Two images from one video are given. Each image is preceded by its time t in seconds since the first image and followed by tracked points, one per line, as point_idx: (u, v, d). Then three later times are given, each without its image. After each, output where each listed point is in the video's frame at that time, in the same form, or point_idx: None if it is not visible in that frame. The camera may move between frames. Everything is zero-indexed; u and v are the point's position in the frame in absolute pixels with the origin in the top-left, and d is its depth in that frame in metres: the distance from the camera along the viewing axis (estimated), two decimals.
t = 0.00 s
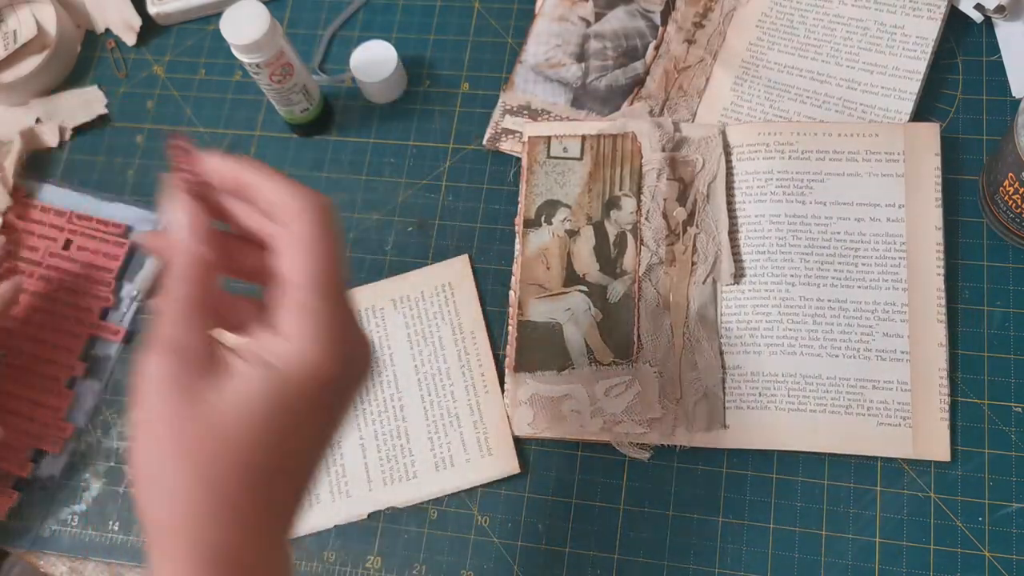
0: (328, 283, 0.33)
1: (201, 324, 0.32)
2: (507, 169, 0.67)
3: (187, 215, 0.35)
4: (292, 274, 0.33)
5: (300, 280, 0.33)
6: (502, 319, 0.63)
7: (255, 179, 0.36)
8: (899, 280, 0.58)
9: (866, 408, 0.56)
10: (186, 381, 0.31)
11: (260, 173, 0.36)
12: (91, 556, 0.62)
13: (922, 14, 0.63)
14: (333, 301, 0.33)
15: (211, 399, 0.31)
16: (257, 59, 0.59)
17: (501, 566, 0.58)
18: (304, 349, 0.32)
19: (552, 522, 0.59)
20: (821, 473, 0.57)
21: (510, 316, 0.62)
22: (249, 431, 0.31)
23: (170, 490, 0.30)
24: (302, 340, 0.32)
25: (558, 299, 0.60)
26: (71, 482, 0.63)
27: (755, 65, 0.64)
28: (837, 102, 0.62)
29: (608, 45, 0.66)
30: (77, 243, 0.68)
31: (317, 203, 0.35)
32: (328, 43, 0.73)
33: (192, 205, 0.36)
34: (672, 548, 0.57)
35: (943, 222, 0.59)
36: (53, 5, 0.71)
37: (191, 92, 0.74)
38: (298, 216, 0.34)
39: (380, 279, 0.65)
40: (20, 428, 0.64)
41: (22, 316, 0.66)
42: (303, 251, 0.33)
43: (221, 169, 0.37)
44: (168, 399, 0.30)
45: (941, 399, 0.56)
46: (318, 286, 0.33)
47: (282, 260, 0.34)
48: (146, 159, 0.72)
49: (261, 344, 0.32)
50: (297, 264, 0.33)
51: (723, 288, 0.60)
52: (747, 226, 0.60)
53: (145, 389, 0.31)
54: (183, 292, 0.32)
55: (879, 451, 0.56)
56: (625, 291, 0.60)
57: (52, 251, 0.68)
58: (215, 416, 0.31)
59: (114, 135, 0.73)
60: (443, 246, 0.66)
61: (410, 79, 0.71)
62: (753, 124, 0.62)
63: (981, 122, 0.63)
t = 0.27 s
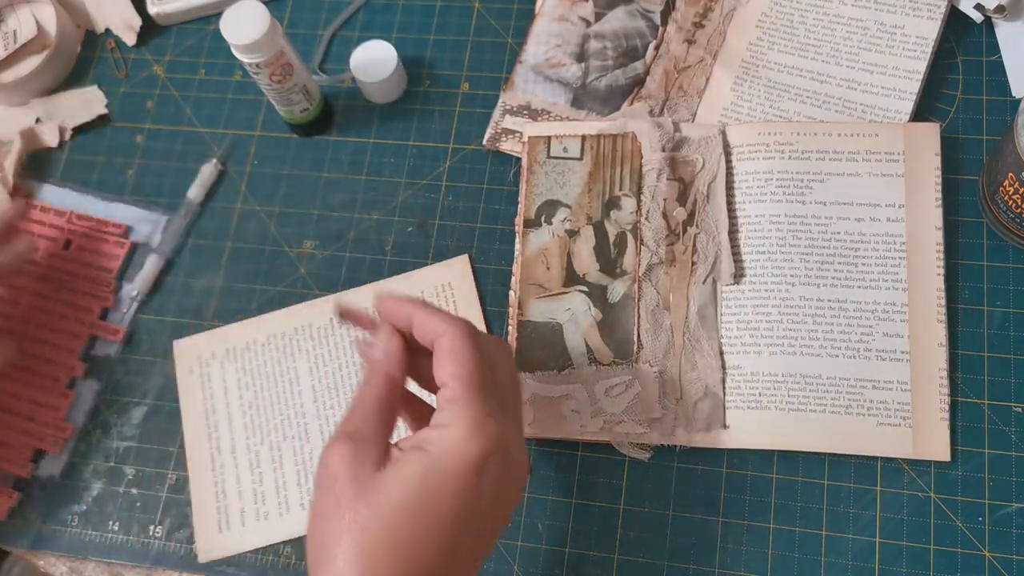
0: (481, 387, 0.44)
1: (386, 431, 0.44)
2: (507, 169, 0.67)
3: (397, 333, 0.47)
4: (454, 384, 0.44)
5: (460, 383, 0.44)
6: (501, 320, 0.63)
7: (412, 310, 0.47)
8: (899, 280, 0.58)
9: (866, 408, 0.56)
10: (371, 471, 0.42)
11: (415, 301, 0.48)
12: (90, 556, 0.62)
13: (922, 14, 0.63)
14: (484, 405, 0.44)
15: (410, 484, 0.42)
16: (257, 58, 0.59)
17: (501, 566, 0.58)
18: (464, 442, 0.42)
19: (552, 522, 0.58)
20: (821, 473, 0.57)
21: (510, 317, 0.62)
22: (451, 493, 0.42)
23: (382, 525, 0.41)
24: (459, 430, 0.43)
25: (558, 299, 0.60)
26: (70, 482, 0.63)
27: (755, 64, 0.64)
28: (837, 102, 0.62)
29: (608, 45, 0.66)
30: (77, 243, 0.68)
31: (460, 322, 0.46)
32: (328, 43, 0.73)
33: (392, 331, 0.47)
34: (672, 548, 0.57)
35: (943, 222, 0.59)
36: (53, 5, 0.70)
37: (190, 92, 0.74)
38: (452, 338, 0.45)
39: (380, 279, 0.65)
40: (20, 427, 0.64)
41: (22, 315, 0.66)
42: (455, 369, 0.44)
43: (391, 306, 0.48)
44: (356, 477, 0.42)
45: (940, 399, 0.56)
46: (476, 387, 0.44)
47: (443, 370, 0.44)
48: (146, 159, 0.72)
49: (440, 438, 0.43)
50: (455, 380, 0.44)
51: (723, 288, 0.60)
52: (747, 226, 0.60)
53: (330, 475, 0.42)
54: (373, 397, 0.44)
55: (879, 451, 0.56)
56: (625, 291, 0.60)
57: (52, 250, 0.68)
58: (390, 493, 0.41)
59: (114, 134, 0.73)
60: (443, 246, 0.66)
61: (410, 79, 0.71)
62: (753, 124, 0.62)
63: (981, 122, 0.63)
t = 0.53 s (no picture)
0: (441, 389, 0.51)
1: (370, 446, 0.50)
2: (506, 170, 0.67)
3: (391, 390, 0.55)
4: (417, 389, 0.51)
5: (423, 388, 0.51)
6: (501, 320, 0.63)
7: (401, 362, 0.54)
8: (899, 280, 0.58)
9: (866, 408, 0.56)
10: (353, 470, 0.48)
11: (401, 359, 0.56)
12: (91, 556, 0.62)
13: (922, 14, 0.63)
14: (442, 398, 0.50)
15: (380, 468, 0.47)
16: (257, 58, 0.59)
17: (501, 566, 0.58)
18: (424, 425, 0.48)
19: (552, 523, 0.58)
20: (821, 473, 0.57)
21: (510, 316, 0.62)
22: (414, 465, 0.46)
23: (364, 507, 0.45)
24: (417, 413, 0.49)
25: (557, 299, 0.60)
26: (70, 482, 0.63)
27: (755, 65, 0.64)
28: (837, 102, 0.62)
29: (608, 45, 0.66)
30: (77, 243, 0.68)
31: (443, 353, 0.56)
32: (329, 43, 0.73)
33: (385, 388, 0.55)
34: (672, 548, 0.57)
35: (943, 222, 0.59)
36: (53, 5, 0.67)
37: (191, 92, 0.74)
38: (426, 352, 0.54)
39: (381, 279, 0.65)
40: (20, 427, 0.64)
41: (23, 315, 0.66)
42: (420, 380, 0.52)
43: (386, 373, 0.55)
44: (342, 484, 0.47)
45: (941, 399, 0.56)
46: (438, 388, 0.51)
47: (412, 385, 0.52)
48: (146, 159, 0.72)
49: (403, 424, 0.49)
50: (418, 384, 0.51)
51: (723, 288, 0.60)
52: (747, 225, 0.60)
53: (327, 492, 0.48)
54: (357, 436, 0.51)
55: (879, 451, 0.56)
56: (625, 291, 0.60)
57: (52, 250, 0.68)
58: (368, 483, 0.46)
59: (115, 135, 0.73)
60: (443, 246, 0.66)
61: (410, 79, 0.71)
62: (753, 124, 0.62)
63: (981, 122, 0.63)
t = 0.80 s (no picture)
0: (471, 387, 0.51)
1: (390, 438, 0.50)
2: (506, 170, 0.67)
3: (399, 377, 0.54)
4: (449, 385, 0.51)
5: (456, 386, 0.50)
6: (500, 320, 0.63)
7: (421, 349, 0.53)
8: (899, 280, 0.58)
9: (865, 408, 0.56)
10: (378, 464, 0.48)
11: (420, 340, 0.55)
12: (90, 555, 0.62)
13: (922, 14, 0.63)
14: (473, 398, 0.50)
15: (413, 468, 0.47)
16: (257, 58, 0.59)
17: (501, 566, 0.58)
18: (458, 429, 0.48)
19: (552, 523, 0.58)
20: (821, 473, 0.57)
21: (510, 316, 0.62)
22: (447, 468, 0.47)
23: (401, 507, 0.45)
24: (453, 416, 0.49)
25: (557, 299, 0.60)
26: (70, 482, 0.63)
27: (755, 65, 0.64)
28: (837, 102, 0.62)
29: (608, 45, 0.66)
30: (77, 243, 0.68)
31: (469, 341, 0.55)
32: (329, 43, 0.73)
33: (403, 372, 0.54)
34: (672, 547, 0.57)
35: (942, 223, 0.59)
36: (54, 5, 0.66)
37: (191, 92, 0.74)
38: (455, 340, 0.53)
39: (378, 280, 0.65)
40: (20, 427, 0.64)
41: (23, 315, 0.67)
42: (453, 375, 0.51)
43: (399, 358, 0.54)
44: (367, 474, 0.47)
45: (941, 399, 0.56)
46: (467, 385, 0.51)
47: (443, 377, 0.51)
48: (146, 159, 0.72)
49: (436, 425, 0.49)
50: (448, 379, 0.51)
51: (723, 287, 0.60)
52: (747, 225, 0.60)
53: (345, 479, 0.48)
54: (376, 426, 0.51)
55: (879, 451, 0.56)
56: (624, 291, 0.60)
57: (52, 250, 0.68)
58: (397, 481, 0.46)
59: (114, 135, 0.73)
60: (443, 246, 0.66)
61: (410, 79, 0.71)
62: (753, 124, 0.62)
63: (981, 122, 0.63)
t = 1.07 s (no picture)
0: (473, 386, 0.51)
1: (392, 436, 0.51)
2: (506, 170, 0.67)
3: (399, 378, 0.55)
4: (450, 385, 0.51)
5: (456, 385, 0.51)
6: (500, 320, 0.63)
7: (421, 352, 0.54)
8: (899, 280, 0.58)
9: (866, 408, 0.56)
10: (381, 462, 0.48)
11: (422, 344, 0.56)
12: (90, 556, 0.62)
13: (922, 14, 0.63)
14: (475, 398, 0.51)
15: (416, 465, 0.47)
16: (257, 58, 0.59)
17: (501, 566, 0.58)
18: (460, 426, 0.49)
19: (552, 523, 0.58)
20: (821, 473, 0.57)
21: (510, 316, 0.62)
22: (450, 467, 0.47)
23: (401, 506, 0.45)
24: (454, 413, 0.49)
25: (557, 299, 0.60)
26: (70, 482, 0.63)
27: (755, 65, 0.64)
28: (837, 102, 0.62)
29: (608, 45, 0.66)
30: (77, 243, 0.68)
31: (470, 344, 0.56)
32: (329, 43, 0.73)
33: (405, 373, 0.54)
34: (673, 548, 0.57)
35: (942, 222, 0.59)
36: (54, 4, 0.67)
37: (191, 92, 0.74)
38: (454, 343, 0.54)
39: (378, 280, 0.65)
40: (20, 427, 0.64)
41: (23, 315, 0.67)
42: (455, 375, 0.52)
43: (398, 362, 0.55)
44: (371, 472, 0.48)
45: (941, 399, 0.56)
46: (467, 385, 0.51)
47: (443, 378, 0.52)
48: (146, 159, 0.72)
49: (438, 423, 0.49)
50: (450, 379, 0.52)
51: (723, 287, 0.60)
52: (747, 225, 0.60)
53: (351, 478, 0.48)
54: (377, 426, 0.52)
55: (879, 451, 0.56)
56: (625, 291, 0.60)
57: (52, 250, 0.68)
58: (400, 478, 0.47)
59: (114, 135, 0.73)
60: (443, 246, 0.66)
61: (410, 79, 0.71)
62: (753, 124, 0.62)
63: (981, 122, 0.63)
